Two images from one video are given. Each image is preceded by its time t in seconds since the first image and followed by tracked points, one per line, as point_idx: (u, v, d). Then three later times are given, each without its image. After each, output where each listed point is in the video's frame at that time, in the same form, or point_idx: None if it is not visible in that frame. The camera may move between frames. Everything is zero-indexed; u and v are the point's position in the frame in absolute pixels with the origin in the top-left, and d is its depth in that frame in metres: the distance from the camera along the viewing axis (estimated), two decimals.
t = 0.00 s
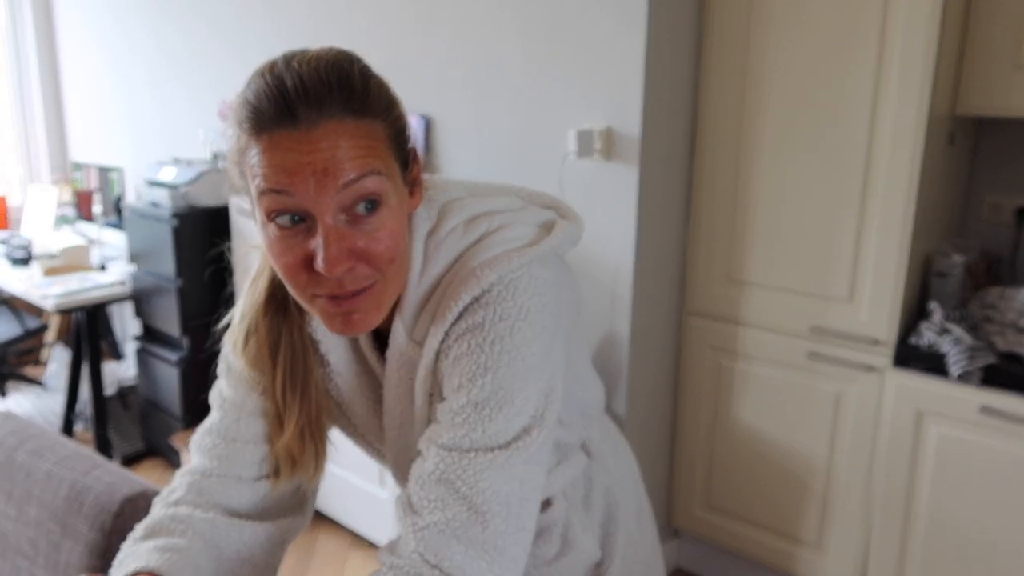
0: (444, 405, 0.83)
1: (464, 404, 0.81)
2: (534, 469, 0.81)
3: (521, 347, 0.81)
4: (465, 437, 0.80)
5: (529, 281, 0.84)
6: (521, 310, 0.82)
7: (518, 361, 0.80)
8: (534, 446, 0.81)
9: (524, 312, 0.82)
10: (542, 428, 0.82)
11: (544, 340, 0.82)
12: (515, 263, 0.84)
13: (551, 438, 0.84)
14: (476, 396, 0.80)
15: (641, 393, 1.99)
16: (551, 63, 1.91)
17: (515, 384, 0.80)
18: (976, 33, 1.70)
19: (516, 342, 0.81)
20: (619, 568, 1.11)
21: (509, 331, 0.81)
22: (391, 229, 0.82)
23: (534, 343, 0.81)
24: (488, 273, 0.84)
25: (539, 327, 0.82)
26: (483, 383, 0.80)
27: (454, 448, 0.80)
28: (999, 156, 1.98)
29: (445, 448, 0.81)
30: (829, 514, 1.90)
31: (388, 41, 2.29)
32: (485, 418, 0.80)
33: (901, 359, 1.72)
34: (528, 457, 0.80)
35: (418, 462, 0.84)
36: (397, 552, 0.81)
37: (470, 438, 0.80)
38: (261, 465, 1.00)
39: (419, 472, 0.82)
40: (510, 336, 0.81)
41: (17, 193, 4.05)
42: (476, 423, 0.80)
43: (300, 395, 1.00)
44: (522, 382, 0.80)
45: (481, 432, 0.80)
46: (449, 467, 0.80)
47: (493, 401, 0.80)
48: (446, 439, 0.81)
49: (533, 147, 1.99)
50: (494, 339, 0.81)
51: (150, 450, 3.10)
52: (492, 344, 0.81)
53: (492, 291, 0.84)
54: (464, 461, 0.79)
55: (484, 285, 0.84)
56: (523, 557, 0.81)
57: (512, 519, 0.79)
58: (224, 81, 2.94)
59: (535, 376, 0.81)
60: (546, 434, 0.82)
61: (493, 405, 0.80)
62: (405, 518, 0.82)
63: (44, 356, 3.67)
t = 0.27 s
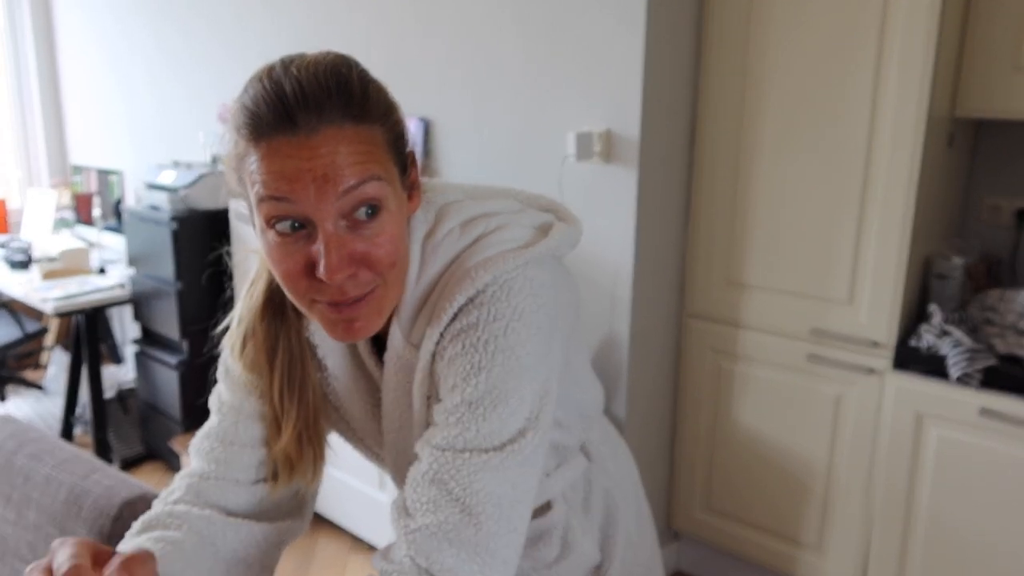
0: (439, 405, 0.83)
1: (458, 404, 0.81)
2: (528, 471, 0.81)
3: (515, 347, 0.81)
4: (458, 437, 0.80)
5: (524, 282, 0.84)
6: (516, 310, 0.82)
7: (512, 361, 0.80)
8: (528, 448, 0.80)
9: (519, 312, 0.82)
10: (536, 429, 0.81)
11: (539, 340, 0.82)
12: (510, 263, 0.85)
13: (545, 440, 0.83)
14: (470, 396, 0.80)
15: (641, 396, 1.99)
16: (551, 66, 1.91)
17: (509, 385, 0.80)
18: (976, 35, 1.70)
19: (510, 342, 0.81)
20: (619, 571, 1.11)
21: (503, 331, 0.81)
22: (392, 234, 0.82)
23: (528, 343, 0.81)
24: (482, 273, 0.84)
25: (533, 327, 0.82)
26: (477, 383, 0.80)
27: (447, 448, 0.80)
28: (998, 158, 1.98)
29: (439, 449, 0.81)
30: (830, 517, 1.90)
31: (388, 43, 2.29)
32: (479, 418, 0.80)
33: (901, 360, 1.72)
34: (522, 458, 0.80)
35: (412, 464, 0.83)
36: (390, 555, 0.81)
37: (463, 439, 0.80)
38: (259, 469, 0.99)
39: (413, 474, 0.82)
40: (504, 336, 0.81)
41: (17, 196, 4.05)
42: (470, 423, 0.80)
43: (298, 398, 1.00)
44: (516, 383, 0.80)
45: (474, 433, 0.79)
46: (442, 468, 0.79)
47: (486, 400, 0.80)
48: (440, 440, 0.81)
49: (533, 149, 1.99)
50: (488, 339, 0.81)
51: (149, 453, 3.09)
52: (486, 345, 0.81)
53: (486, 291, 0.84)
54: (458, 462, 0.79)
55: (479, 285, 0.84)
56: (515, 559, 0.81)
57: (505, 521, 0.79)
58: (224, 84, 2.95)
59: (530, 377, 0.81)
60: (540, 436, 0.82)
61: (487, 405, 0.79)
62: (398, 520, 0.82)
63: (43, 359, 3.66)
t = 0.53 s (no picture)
0: (444, 410, 0.83)
1: (464, 408, 0.81)
2: (532, 475, 0.81)
3: (521, 353, 0.81)
4: (464, 441, 0.80)
5: (529, 288, 0.85)
6: (521, 316, 0.82)
7: (519, 367, 0.80)
8: (533, 452, 0.80)
9: (525, 318, 0.82)
10: (541, 434, 0.82)
11: (544, 346, 0.83)
12: (515, 269, 0.85)
13: (549, 445, 0.84)
14: (476, 400, 0.80)
15: (643, 401, 1.98)
16: (553, 71, 1.92)
17: (514, 390, 0.80)
18: (978, 41, 1.70)
19: (516, 347, 0.81)
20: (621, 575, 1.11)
21: (510, 337, 0.81)
22: (382, 238, 0.82)
23: (534, 349, 0.81)
24: (487, 280, 0.84)
25: (539, 333, 0.83)
26: (483, 388, 0.80)
27: (452, 452, 0.80)
28: (1001, 164, 1.98)
29: (444, 452, 0.81)
30: (832, 523, 1.89)
31: (390, 48, 2.30)
32: (485, 422, 0.80)
33: (904, 366, 1.72)
34: (527, 463, 0.80)
35: (416, 466, 0.83)
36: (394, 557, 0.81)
37: (469, 443, 0.80)
38: (261, 472, 0.99)
39: (417, 476, 0.82)
40: (510, 342, 0.81)
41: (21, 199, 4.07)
42: (476, 427, 0.80)
43: (299, 402, 1.01)
44: (522, 388, 0.80)
45: (480, 437, 0.80)
46: (448, 472, 0.79)
47: (493, 405, 0.80)
48: (445, 443, 0.81)
49: (535, 154, 2.00)
50: (494, 345, 0.81)
51: (151, 456, 3.10)
52: (492, 350, 0.81)
53: (492, 298, 0.84)
54: (463, 466, 0.79)
55: (484, 292, 0.84)
56: (518, 563, 0.81)
57: (509, 525, 0.79)
58: (227, 87, 2.96)
59: (535, 383, 0.81)
60: (545, 440, 0.82)
61: (493, 410, 0.80)
62: (402, 523, 0.82)
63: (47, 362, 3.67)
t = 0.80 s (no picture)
0: (443, 418, 0.83)
1: (461, 414, 0.81)
2: (530, 481, 0.81)
3: (518, 358, 0.81)
4: (462, 449, 0.80)
5: (525, 293, 0.85)
6: (518, 321, 0.83)
7: (515, 372, 0.80)
8: (531, 458, 0.80)
9: (521, 323, 0.83)
10: (539, 440, 0.81)
11: (541, 351, 0.83)
12: (510, 274, 0.85)
13: (547, 451, 0.83)
14: (473, 406, 0.80)
15: (641, 409, 1.98)
16: (553, 80, 1.93)
17: (511, 395, 0.80)
18: (975, 53, 1.71)
19: (513, 352, 0.81)
20: None
21: (506, 342, 0.81)
22: (379, 248, 0.82)
23: (530, 354, 0.82)
24: (483, 285, 0.84)
25: (535, 337, 0.83)
26: (479, 394, 0.80)
27: (450, 461, 0.80)
28: (1000, 176, 1.99)
29: (443, 462, 0.81)
30: (829, 533, 1.89)
31: (391, 56, 2.31)
32: (481, 428, 0.80)
33: (902, 377, 1.72)
34: (525, 469, 0.80)
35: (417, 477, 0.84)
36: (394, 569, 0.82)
37: (466, 450, 0.80)
38: (259, 480, 0.99)
39: (418, 487, 0.82)
40: (506, 347, 0.81)
41: (20, 203, 4.07)
42: (473, 434, 0.80)
43: (298, 411, 1.00)
44: (519, 393, 0.80)
45: (477, 443, 0.80)
46: (445, 481, 0.80)
47: (489, 411, 0.80)
48: (443, 453, 0.81)
49: (534, 162, 2.00)
50: (491, 350, 0.81)
51: (147, 461, 3.09)
52: (488, 355, 0.81)
53: (488, 303, 0.84)
54: (460, 474, 0.79)
55: (480, 297, 0.84)
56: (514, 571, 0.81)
57: (505, 533, 0.79)
58: (228, 93, 2.96)
59: (532, 387, 0.81)
60: (543, 446, 0.82)
61: (490, 415, 0.80)
62: (401, 535, 0.83)
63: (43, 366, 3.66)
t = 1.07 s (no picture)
0: (439, 422, 0.83)
1: (454, 418, 0.81)
2: (524, 484, 0.81)
3: (510, 359, 0.81)
4: (456, 453, 0.80)
5: (518, 294, 0.85)
6: (510, 322, 0.82)
7: (507, 373, 0.80)
8: (525, 462, 0.80)
9: (513, 324, 0.82)
10: (532, 443, 0.81)
11: (534, 352, 0.82)
12: (503, 276, 0.85)
13: (542, 454, 0.83)
14: (465, 410, 0.80)
15: (640, 413, 1.98)
16: (550, 83, 1.93)
17: (503, 397, 0.80)
18: (971, 55, 1.72)
19: (505, 354, 0.81)
20: None
21: (497, 344, 0.81)
22: (383, 242, 0.82)
23: (523, 356, 0.81)
24: (475, 287, 0.84)
25: (528, 339, 0.82)
26: (471, 397, 0.81)
27: (444, 467, 0.81)
28: (997, 177, 1.99)
29: (438, 468, 0.81)
30: (828, 535, 1.89)
31: (388, 60, 2.31)
32: (473, 432, 0.80)
33: (900, 380, 1.72)
34: (517, 472, 0.80)
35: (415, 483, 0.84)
36: None
37: (460, 455, 0.80)
38: (258, 485, 0.99)
39: (415, 493, 0.83)
40: (498, 349, 0.81)
41: (19, 210, 4.07)
42: (465, 438, 0.80)
43: (294, 417, 1.01)
44: (511, 395, 0.80)
45: (470, 447, 0.80)
46: (441, 486, 0.80)
47: (481, 414, 0.80)
48: (437, 458, 0.81)
49: (532, 166, 2.00)
50: (483, 352, 0.81)
51: (146, 467, 3.08)
52: (481, 357, 0.81)
53: (480, 305, 0.84)
54: (454, 480, 0.79)
55: (472, 299, 0.84)
56: None
57: (501, 538, 0.79)
58: (226, 98, 2.96)
59: (525, 389, 0.81)
60: (538, 449, 0.82)
61: (481, 418, 0.80)
62: (400, 542, 0.83)
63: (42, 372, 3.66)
